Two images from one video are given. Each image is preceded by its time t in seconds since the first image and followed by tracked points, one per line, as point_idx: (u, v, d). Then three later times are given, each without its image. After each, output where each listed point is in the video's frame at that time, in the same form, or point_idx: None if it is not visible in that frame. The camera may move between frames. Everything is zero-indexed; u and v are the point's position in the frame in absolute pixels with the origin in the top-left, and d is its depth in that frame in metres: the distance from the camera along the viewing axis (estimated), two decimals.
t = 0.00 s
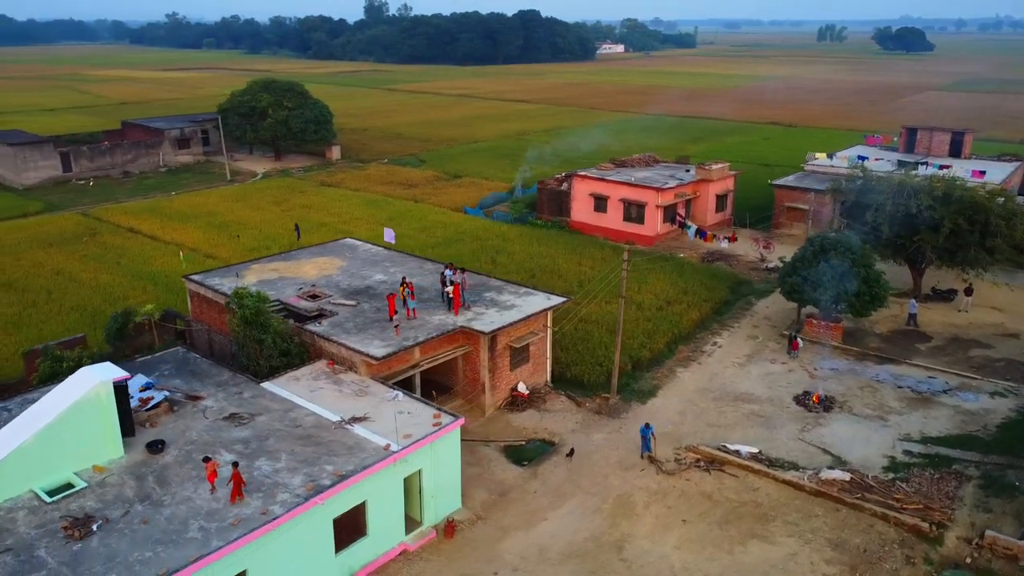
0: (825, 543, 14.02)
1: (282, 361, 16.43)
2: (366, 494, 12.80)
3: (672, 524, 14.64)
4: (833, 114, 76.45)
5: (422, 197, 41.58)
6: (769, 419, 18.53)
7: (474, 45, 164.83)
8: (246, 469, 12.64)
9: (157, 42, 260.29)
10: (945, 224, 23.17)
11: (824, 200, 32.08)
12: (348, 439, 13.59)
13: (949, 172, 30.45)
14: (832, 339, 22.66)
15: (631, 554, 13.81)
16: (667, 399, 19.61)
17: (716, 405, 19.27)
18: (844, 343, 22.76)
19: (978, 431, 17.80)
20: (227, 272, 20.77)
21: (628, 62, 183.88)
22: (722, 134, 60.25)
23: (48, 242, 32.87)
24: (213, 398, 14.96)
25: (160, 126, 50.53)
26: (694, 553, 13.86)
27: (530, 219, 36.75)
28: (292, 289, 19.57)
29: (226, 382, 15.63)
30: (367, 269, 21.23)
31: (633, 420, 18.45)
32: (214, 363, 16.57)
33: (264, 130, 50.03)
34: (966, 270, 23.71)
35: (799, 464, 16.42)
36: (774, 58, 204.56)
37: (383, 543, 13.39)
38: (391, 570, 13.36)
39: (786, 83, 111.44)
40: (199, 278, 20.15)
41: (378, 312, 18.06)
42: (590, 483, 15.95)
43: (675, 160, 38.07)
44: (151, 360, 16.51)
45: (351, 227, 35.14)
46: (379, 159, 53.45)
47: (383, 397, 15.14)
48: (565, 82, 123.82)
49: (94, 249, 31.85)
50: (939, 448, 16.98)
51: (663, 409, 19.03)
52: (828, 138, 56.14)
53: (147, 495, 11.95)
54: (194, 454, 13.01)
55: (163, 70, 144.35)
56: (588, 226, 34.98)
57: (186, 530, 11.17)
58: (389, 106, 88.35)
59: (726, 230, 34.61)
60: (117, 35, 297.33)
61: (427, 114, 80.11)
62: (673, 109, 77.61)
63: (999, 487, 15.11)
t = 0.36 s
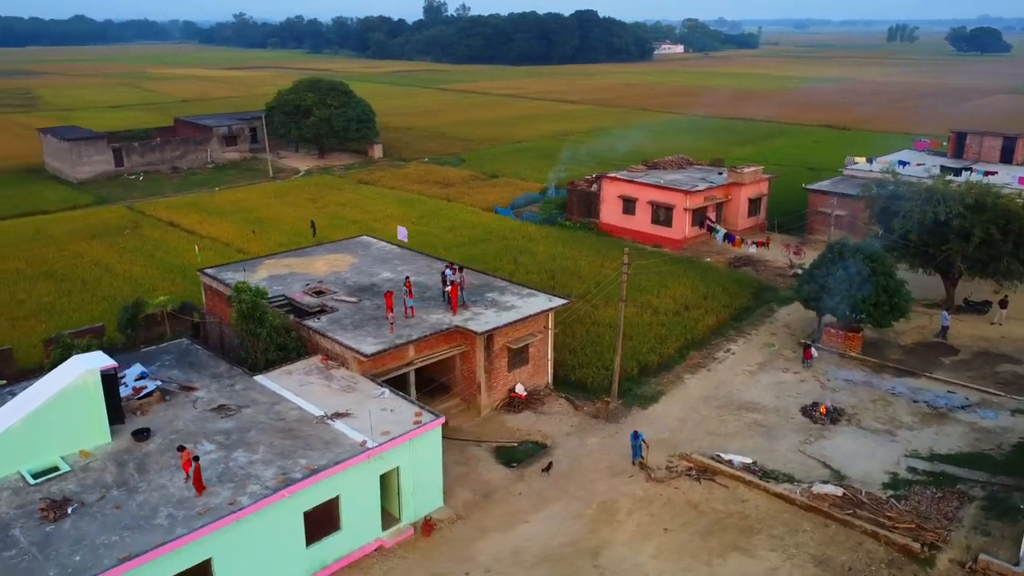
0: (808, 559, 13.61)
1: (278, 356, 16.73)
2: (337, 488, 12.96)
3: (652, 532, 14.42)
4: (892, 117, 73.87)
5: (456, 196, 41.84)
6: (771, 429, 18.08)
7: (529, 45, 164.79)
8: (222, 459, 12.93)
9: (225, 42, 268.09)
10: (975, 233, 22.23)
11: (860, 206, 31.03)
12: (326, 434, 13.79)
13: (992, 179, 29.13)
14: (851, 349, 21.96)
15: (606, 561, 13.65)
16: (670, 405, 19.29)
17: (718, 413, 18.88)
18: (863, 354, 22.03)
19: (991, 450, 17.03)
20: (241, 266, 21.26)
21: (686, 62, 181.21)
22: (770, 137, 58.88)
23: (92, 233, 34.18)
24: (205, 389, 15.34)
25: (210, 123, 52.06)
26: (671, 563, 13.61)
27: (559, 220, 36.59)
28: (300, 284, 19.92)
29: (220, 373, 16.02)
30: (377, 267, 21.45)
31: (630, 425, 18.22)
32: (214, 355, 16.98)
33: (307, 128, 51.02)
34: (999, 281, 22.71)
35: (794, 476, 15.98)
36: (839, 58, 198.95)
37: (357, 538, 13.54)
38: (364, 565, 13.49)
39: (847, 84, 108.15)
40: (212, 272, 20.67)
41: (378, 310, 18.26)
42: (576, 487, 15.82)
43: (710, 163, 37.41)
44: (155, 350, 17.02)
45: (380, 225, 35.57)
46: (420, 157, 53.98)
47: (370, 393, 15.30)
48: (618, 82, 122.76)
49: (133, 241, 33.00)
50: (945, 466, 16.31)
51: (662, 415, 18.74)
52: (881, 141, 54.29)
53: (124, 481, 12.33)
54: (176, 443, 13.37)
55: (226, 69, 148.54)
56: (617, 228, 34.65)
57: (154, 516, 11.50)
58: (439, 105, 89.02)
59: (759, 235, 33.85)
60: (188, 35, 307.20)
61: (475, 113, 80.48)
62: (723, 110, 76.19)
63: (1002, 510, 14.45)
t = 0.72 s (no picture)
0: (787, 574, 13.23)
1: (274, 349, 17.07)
2: (310, 482, 13.15)
3: (630, 540, 14.23)
4: (954, 120, 70.96)
5: (489, 196, 41.97)
6: (772, 440, 17.64)
7: (585, 45, 163.88)
8: (201, 448, 13.27)
9: (289, 42, 274.29)
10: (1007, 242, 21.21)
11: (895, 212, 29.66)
12: (306, 428, 14.01)
13: None
14: (868, 360, 21.26)
15: (578, 567, 13.53)
16: (670, 411, 19.00)
17: (719, 421, 18.52)
18: (881, 366, 21.30)
19: (1001, 470, 16.29)
20: (255, 261, 21.74)
21: (746, 63, 177.63)
22: (820, 140, 57.28)
23: (134, 226, 35.41)
24: (200, 380, 15.75)
25: (256, 120, 53.37)
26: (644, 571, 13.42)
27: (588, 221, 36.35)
28: (307, 281, 20.28)
29: (217, 365, 16.42)
30: (386, 265, 21.68)
31: (626, 431, 18.00)
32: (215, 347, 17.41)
33: (349, 127, 51.85)
34: None
35: (786, 489, 15.57)
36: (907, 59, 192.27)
37: (332, 532, 13.72)
38: (338, 558, 13.67)
39: (912, 85, 104.32)
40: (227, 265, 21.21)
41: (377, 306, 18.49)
42: (561, 490, 15.71)
43: (745, 166, 36.67)
44: (159, 341, 17.55)
45: (409, 224, 35.93)
46: (460, 157, 54.27)
47: (356, 390, 15.47)
48: (672, 83, 121.20)
49: (171, 234, 34.09)
50: (948, 485, 15.67)
51: (661, 421, 18.46)
52: (936, 145, 52.26)
53: (105, 466, 12.74)
54: (162, 432, 13.78)
55: (286, 68, 151.97)
56: (645, 231, 34.25)
57: (127, 501, 11.86)
58: (488, 105, 89.32)
59: (791, 240, 33.00)
60: (256, 35, 314.24)
61: (522, 113, 80.49)
62: (775, 113, 74.44)
63: (1001, 534, 13.85)
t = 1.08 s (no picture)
0: None
1: (273, 344, 17.43)
2: (289, 476, 13.35)
3: (610, 546, 14.06)
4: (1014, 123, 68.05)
5: (520, 196, 41.92)
6: (771, 450, 17.24)
7: (636, 45, 162.29)
8: (186, 439, 13.58)
9: (346, 42, 278.56)
10: None
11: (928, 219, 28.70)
12: (291, 422, 14.23)
13: None
14: (883, 372, 20.61)
15: (553, 571, 13.43)
16: (671, 417, 18.72)
17: (720, 429, 18.17)
18: (897, 378, 20.61)
19: (1009, 489, 15.61)
20: (269, 257, 22.16)
21: (803, 64, 173.70)
22: (867, 144, 55.61)
23: (170, 220, 36.40)
24: (197, 372, 16.15)
25: (298, 119, 54.35)
26: None
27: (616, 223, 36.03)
28: (315, 277, 20.59)
29: (215, 358, 16.79)
30: (395, 263, 21.86)
31: (622, 436, 17.79)
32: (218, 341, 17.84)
33: (387, 127, 52.40)
34: None
35: (777, 501, 15.22)
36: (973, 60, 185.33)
37: (313, 526, 13.92)
38: (316, 552, 13.84)
39: (974, 87, 100.44)
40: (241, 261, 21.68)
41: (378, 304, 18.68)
42: (547, 493, 15.62)
43: (777, 170, 35.85)
44: (166, 333, 18.02)
45: (436, 223, 36.18)
46: (497, 157, 54.35)
47: (347, 385, 15.67)
48: (722, 84, 119.26)
49: (204, 229, 34.97)
50: (949, 503, 15.09)
51: (659, 428, 18.21)
52: (989, 150, 50.23)
53: (93, 453, 13.14)
54: (151, 421, 14.16)
55: (339, 67, 154.25)
56: (671, 234, 33.81)
57: (106, 488, 12.22)
58: (532, 105, 89.19)
59: (821, 246, 32.18)
60: (314, 35, 320.12)
61: (566, 114, 80.19)
62: (825, 115, 72.57)
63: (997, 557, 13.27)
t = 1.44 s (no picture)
0: None
1: (273, 337, 17.82)
2: (268, 467, 13.62)
3: (586, 551, 13.94)
4: None
5: (553, 196, 41.78)
6: (768, 461, 16.83)
7: (694, 45, 159.63)
8: (172, 428, 13.99)
9: (406, 42, 281.58)
10: None
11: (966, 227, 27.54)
12: (275, 415, 14.51)
13: None
14: (898, 385, 19.90)
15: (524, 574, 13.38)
16: (669, 424, 18.42)
17: (718, 438, 17.81)
18: (913, 391, 19.86)
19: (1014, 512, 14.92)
20: (285, 252, 22.64)
21: (869, 65, 168.22)
22: (921, 148, 53.56)
23: (208, 215, 37.44)
24: (196, 362, 16.60)
25: (342, 117, 55.27)
26: None
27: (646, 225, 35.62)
28: (325, 273, 20.93)
29: (216, 350, 17.23)
30: (405, 261, 22.04)
31: (616, 441, 17.60)
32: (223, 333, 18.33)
33: (428, 126, 52.87)
34: None
35: (764, 514, 14.86)
36: None
37: (293, 518, 14.17)
38: (295, 543, 14.08)
39: None
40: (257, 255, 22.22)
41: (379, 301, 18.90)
42: (531, 495, 15.56)
43: (814, 174, 34.90)
44: (175, 324, 18.59)
45: (465, 222, 36.37)
46: (537, 157, 54.25)
47: (337, 380, 15.90)
48: (780, 85, 116.44)
49: (241, 223, 35.88)
50: (946, 524, 14.51)
51: (656, 434, 17.94)
52: None
53: (82, 438, 13.63)
54: (143, 409, 14.62)
55: (396, 67, 155.92)
56: (700, 237, 33.24)
57: (88, 472, 12.67)
58: (581, 106, 88.65)
59: (855, 254, 31.21)
60: (375, 35, 324.58)
61: (614, 114, 79.51)
62: (882, 118, 70.19)
63: None
